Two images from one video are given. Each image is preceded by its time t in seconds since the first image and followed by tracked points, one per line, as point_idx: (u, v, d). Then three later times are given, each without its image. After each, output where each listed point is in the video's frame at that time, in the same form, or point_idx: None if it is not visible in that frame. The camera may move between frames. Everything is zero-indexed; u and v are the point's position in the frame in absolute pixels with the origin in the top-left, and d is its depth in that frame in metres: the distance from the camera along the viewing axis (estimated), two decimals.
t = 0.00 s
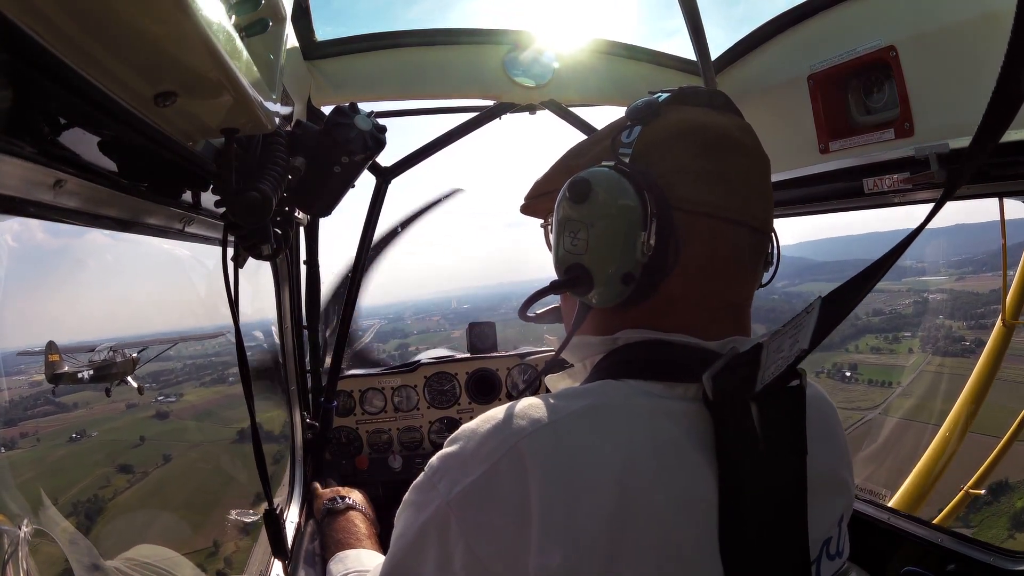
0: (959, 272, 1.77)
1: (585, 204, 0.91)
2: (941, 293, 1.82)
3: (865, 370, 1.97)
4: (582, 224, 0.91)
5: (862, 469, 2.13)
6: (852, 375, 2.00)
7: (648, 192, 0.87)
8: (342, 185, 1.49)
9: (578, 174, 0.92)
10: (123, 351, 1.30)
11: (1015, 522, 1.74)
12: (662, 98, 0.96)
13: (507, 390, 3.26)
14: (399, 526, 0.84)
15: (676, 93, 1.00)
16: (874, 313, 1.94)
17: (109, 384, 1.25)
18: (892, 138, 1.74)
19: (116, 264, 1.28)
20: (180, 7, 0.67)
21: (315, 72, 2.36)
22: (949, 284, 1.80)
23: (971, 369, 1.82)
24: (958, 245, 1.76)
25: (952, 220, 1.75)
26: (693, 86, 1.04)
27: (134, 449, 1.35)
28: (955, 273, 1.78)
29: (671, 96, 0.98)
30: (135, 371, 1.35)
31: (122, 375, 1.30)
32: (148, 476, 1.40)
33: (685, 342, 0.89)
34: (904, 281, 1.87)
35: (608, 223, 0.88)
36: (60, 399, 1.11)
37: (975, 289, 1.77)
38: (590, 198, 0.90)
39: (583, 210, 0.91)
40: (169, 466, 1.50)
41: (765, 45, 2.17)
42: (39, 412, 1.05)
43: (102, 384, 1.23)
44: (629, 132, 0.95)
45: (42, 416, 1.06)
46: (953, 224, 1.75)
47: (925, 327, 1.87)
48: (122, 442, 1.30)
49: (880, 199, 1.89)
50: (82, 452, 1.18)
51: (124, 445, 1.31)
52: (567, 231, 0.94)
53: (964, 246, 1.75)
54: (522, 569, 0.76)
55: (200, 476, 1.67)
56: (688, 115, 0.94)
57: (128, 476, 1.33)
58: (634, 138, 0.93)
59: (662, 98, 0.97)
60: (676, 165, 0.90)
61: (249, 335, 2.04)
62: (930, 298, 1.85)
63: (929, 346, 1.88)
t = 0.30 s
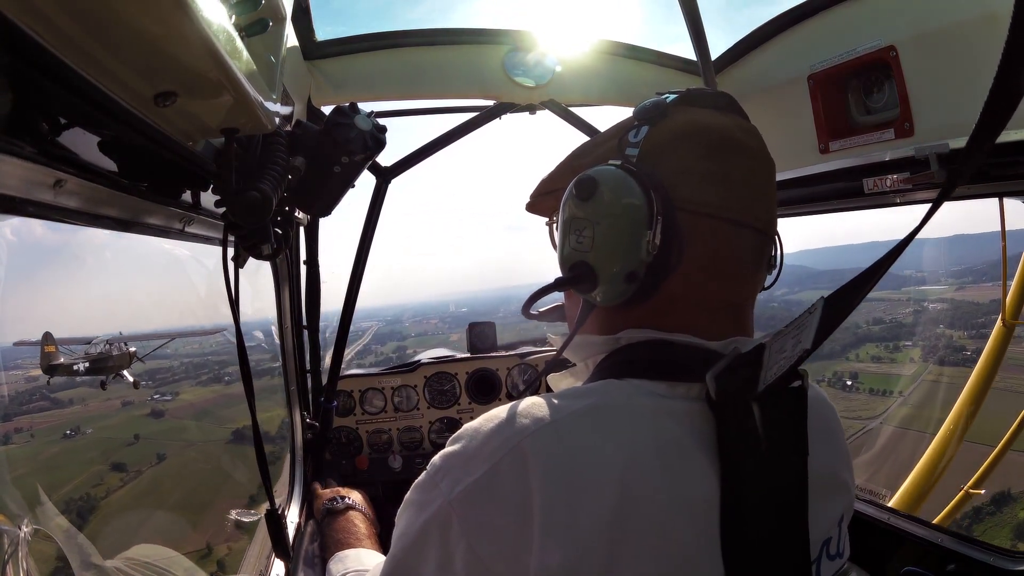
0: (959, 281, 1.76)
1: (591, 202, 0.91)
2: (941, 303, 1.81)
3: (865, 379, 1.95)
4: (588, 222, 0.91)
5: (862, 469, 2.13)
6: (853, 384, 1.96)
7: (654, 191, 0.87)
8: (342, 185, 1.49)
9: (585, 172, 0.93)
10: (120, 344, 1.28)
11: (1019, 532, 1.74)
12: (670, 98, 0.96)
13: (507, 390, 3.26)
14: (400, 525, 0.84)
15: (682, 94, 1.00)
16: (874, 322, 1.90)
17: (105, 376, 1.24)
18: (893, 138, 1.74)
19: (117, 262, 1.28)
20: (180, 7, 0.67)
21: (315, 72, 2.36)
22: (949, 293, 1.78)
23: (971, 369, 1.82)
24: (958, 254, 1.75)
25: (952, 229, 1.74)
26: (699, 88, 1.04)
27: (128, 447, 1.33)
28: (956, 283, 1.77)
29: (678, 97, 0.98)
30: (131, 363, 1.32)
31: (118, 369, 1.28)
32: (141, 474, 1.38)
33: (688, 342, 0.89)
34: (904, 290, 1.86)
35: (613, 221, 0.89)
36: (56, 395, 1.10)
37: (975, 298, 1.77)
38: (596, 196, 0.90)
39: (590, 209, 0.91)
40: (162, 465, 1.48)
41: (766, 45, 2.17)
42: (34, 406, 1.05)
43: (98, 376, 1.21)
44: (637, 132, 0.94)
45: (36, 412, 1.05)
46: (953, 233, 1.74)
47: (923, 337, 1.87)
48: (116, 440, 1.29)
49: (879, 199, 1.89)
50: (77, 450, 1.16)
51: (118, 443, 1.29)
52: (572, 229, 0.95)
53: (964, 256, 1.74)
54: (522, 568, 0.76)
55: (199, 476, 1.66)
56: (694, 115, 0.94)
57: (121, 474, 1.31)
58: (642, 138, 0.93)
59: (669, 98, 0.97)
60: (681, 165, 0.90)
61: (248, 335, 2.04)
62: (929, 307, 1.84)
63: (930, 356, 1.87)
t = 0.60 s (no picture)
0: (959, 293, 1.78)
1: (594, 200, 0.91)
2: (941, 314, 1.82)
3: (865, 391, 1.95)
4: (591, 220, 0.92)
5: (862, 469, 2.13)
6: (853, 395, 1.96)
7: (657, 189, 0.87)
8: (342, 186, 1.49)
9: (589, 170, 0.92)
10: (117, 336, 1.27)
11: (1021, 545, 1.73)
12: (674, 98, 0.96)
13: (507, 390, 3.26)
14: (401, 525, 0.84)
15: (686, 94, 1.00)
16: (874, 332, 1.87)
17: (102, 367, 1.22)
18: (893, 138, 1.74)
19: (116, 262, 1.28)
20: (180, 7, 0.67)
21: (315, 72, 2.36)
22: (949, 305, 1.79)
23: (971, 368, 1.81)
24: (958, 266, 1.76)
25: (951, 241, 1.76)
26: (702, 90, 1.04)
27: (122, 443, 1.30)
28: (956, 294, 1.78)
29: (683, 97, 0.98)
30: (128, 355, 1.30)
31: (114, 360, 1.26)
32: (133, 471, 1.34)
33: (689, 341, 0.89)
34: (904, 301, 1.88)
35: (617, 219, 0.88)
36: (51, 387, 1.09)
37: (976, 310, 1.78)
38: (600, 194, 0.90)
39: (593, 207, 0.91)
40: (155, 463, 1.43)
41: (766, 45, 2.17)
42: (27, 399, 1.03)
43: (94, 367, 1.19)
44: (642, 131, 0.95)
45: (29, 404, 1.04)
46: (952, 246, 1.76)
47: (926, 349, 1.87)
48: (110, 435, 1.26)
49: (881, 199, 1.87)
50: (67, 446, 1.14)
51: (112, 439, 1.27)
52: (575, 228, 0.95)
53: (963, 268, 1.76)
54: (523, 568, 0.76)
55: (198, 475, 1.66)
56: (698, 115, 0.94)
57: (114, 470, 1.28)
58: (648, 136, 0.93)
59: (674, 98, 0.97)
60: (684, 164, 0.90)
61: (248, 334, 2.04)
62: (929, 319, 1.85)
63: (931, 368, 1.87)
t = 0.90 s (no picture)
0: (958, 299, 1.80)
1: (598, 199, 0.91)
2: (941, 320, 1.85)
3: (866, 397, 1.98)
4: (594, 219, 0.92)
5: (862, 469, 2.13)
6: (854, 401, 2.00)
7: (661, 188, 0.87)
8: (343, 186, 1.49)
9: (592, 169, 0.93)
10: (112, 333, 1.26)
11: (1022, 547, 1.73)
12: (677, 99, 0.97)
13: (507, 389, 3.26)
14: (402, 525, 0.84)
15: (690, 95, 1.01)
16: (872, 338, 1.95)
17: (97, 364, 1.21)
18: (893, 138, 1.75)
19: (116, 261, 1.27)
20: (182, 7, 0.67)
21: (315, 73, 2.36)
22: (949, 310, 1.82)
23: (971, 368, 1.82)
24: (957, 273, 1.77)
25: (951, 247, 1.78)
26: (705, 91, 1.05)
27: (117, 443, 1.28)
28: (955, 301, 1.80)
29: (687, 98, 0.99)
30: (124, 352, 1.30)
31: (110, 357, 1.25)
32: (128, 471, 1.32)
33: (691, 340, 0.89)
34: (904, 306, 1.90)
35: (620, 218, 0.89)
36: (47, 386, 1.08)
37: (975, 317, 1.79)
38: (603, 193, 0.90)
39: (597, 206, 0.91)
40: (150, 463, 1.41)
41: (765, 45, 2.16)
42: (25, 397, 1.02)
43: (88, 363, 1.19)
44: (645, 131, 0.95)
45: (26, 402, 1.02)
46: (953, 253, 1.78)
47: (928, 355, 1.89)
48: (106, 435, 1.24)
49: (881, 199, 1.86)
50: (63, 444, 1.12)
51: (107, 439, 1.25)
52: (577, 227, 0.95)
53: (962, 275, 1.76)
54: (524, 568, 0.76)
55: (196, 475, 1.65)
56: (701, 115, 0.94)
57: (108, 470, 1.26)
58: (651, 136, 0.93)
59: (678, 99, 0.97)
60: (686, 163, 0.90)
61: (248, 334, 2.04)
62: (930, 325, 1.88)
63: (931, 373, 1.89)
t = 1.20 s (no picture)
0: (957, 299, 1.80)
1: (596, 199, 0.91)
2: (940, 320, 1.86)
3: (867, 398, 1.97)
4: (593, 219, 0.92)
5: (862, 469, 2.13)
6: (855, 402, 1.99)
7: (659, 188, 0.87)
8: (343, 186, 1.49)
9: (591, 169, 0.92)
10: (109, 332, 1.25)
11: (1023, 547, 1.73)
12: (677, 99, 0.97)
13: (507, 389, 3.26)
14: (402, 525, 0.84)
15: (689, 95, 1.01)
16: (872, 339, 1.93)
17: (93, 363, 1.20)
18: (893, 138, 1.75)
19: (115, 261, 1.27)
20: (182, 8, 0.67)
21: (315, 73, 2.36)
22: (947, 311, 1.83)
23: (971, 368, 1.82)
24: (956, 273, 1.78)
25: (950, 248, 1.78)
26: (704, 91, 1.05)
27: (112, 446, 1.27)
28: (953, 301, 1.81)
29: (686, 98, 0.99)
30: (121, 352, 1.30)
31: (107, 356, 1.25)
32: (124, 474, 1.31)
33: (690, 340, 0.89)
34: (903, 307, 1.91)
35: (619, 218, 0.89)
36: (43, 388, 1.07)
37: (975, 317, 1.79)
38: (602, 193, 0.90)
39: (596, 207, 0.91)
40: (146, 466, 1.40)
41: (765, 45, 2.16)
42: (21, 400, 1.02)
43: (84, 363, 1.18)
44: (643, 132, 0.94)
45: (22, 404, 1.02)
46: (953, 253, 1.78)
47: (928, 356, 1.90)
48: (101, 438, 1.23)
49: (880, 199, 1.87)
50: (60, 446, 1.12)
51: (103, 442, 1.24)
52: (576, 228, 0.95)
53: (962, 276, 1.77)
54: (523, 568, 0.76)
55: (194, 476, 1.65)
56: (700, 115, 0.94)
57: (104, 473, 1.24)
58: (649, 137, 0.93)
59: (677, 99, 0.97)
60: (685, 164, 0.90)
61: (248, 334, 2.04)
62: (930, 326, 1.89)
63: (931, 373, 1.90)
